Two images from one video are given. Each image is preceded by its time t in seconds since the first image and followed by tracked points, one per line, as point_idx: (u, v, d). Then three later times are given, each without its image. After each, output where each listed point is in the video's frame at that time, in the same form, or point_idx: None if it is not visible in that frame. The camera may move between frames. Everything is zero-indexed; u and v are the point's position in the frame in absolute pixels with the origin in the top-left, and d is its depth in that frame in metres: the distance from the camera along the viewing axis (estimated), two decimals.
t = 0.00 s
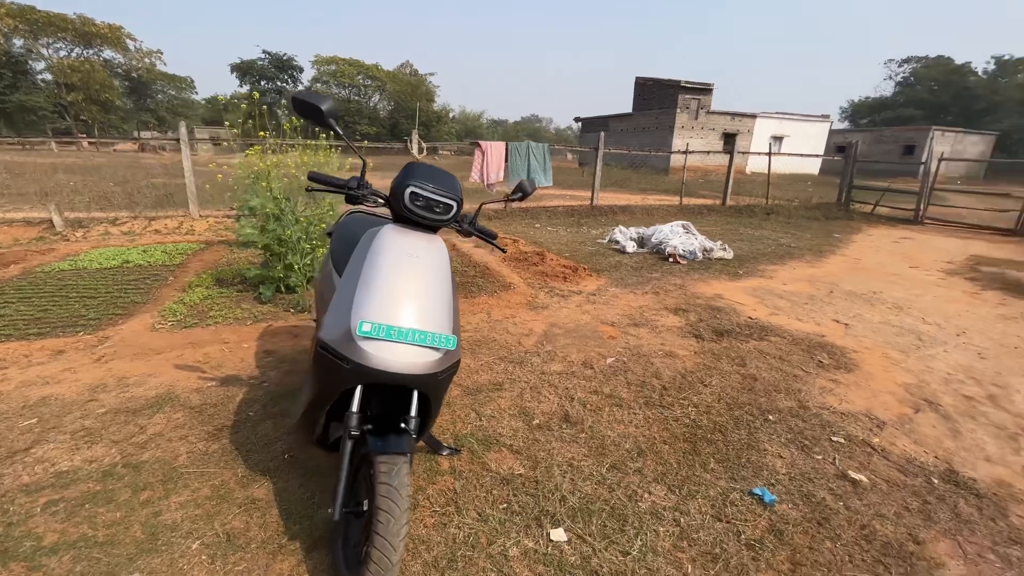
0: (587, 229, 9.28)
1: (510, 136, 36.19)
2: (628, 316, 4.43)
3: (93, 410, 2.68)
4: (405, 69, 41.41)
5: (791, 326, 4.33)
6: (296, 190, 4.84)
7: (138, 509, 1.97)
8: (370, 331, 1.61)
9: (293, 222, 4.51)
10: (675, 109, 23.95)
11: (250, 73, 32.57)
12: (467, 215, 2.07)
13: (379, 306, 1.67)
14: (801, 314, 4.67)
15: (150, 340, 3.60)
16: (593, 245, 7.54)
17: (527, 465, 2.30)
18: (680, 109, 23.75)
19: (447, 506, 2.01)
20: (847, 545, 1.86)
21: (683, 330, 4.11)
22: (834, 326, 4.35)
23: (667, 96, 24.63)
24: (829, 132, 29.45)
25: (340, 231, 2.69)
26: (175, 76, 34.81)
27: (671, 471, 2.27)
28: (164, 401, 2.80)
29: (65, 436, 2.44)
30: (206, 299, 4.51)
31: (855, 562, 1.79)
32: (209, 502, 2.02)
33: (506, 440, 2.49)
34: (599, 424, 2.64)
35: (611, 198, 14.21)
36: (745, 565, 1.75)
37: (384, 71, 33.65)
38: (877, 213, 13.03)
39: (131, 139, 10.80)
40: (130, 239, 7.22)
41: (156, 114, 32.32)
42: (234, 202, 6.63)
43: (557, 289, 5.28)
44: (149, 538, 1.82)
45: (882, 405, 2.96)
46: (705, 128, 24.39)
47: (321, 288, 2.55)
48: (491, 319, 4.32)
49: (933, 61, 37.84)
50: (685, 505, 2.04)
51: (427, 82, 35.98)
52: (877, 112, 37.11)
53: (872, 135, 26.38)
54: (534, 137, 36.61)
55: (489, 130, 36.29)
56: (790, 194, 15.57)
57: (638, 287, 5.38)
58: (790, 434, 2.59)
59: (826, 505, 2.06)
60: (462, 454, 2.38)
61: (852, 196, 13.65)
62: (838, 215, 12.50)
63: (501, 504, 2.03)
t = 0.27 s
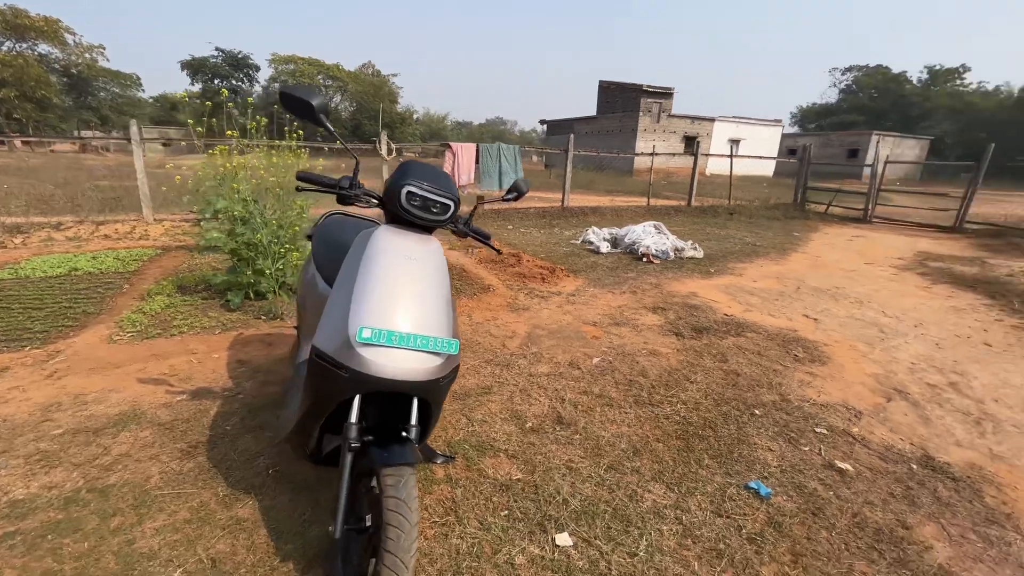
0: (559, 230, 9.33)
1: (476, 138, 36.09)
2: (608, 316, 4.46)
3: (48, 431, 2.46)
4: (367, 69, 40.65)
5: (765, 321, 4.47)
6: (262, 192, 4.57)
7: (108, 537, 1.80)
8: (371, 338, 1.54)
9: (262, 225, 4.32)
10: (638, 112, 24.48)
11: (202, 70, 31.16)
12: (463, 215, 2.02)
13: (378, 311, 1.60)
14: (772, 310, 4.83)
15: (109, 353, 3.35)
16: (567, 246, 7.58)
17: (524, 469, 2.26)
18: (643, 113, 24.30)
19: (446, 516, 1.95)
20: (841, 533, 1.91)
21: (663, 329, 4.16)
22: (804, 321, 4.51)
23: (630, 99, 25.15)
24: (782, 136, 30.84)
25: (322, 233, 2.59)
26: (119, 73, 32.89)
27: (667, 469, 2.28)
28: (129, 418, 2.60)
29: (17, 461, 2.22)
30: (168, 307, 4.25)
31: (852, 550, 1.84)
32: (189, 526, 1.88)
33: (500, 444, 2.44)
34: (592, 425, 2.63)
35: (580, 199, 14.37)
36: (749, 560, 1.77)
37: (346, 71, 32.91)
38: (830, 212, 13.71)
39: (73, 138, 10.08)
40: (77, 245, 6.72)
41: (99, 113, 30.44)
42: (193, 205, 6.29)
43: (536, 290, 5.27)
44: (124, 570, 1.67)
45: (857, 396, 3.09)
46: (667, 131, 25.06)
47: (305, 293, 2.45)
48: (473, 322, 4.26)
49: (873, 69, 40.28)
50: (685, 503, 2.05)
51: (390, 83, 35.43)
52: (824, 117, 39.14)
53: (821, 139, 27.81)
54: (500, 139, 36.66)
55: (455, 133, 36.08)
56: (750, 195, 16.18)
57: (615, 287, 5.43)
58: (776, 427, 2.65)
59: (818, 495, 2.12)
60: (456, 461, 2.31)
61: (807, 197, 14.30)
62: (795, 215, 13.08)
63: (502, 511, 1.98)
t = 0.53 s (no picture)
0: (531, 229, 9.37)
1: (440, 139, 35.78)
2: (589, 312, 4.51)
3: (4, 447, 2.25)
4: (326, 68, 39.59)
5: (739, 314, 4.62)
6: (230, 190, 4.35)
7: (87, 556, 1.66)
8: (381, 331, 1.48)
9: (231, 224, 4.11)
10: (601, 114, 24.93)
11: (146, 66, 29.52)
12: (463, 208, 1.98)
13: (385, 304, 1.54)
14: (744, 304, 5.01)
15: (66, 363, 3.11)
16: (541, 245, 7.62)
17: (525, 463, 2.24)
18: (606, 115, 24.77)
19: (452, 514, 1.90)
20: (834, 510, 2.00)
21: (644, 323, 4.24)
22: (774, 313, 4.71)
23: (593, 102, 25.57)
24: (737, 139, 32.13)
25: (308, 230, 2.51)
26: (54, 66, 30.72)
27: (664, 457, 2.31)
28: (96, 429, 2.41)
29: None
30: (128, 312, 3.99)
31: (845, 524, 1.92)
32: (177, 539, 1.76)
33: (498, 440, 2.42)
34: (587, 418, 2.64)
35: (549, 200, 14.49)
36: (752, 539, 1.82)
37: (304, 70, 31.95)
38: (785, 211, 14.38)
39: (6, 134, 9.33)
40: (15, 249, 6.21)
41: (31, 110, 28.31)
42: (149, 204, 5.93)
43: (516, 288, 5.26)
44: None
45: (831, 381, 3.24)
46: (629, 134, 25.64)
47: (291, 292, 2.37)
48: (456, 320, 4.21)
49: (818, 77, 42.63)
50: (686, 489, 2.09)
51: (350, 82, 34.65)
52: (774, 122, 41.05)
53: (772, 143, 29.15)
54: (465, 140, 36.50)
55: (418, 134, 35.67)
56: (710, 195, 16.76)
57: (592, 284, 5.50)
58: (762, 412, 2.74)
59: (808, 475, 2.20)
60: (455, 459, 2.27)
61: (764, 197, 14.94)
62: (753, 214, 13.63)
63: (507, 507, 1.95)
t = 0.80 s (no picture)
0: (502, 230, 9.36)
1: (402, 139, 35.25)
2: (570, 311, 4.55)
3: None
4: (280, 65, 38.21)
5: (713, 310, 4.79)
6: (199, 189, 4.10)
7: None
8: (399, 335, 1.44)
9: (198, 227, 3.88)
10: (564, 116, 25.24)
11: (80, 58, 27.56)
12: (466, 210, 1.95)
13: (401, 307, 1.50)
14: (715, 300, 5.20)
15: (20, 378, 2.86)
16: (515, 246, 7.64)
17: (528, 464, 2.24)
18: (568, 118, 25.10)
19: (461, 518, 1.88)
20: (824, 494, 2.10)
21: (625, 321, 4.33)
22: (745, 309, 4.91)
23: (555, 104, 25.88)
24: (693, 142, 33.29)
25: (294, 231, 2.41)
26: None
27: (662, 451, 2.37)
28: (64, 449, 2.23)
29: None
30: (84, 322, 3.72)
31: (836, 507, 2.02)
32: (171, 563, 1.65)
33: (498, 442, 2.40)
34: (584, 416, 2.67)
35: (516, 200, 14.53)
36: (754, 526, 1.89)
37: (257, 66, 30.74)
38: (741, 212, 15.01)
39: None
40: None
41: None
42: (100, 205, 5.53)
43: (495, 289, 5.25)
44: None
45: (805, 373, 3.41)
46: (591, 136, 26.09)
47: (279, 294, 2.25)
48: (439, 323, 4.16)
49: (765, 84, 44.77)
50: (686, 481, 2.15)
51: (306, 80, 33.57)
52: (727, 126, 42.80)
53: (726, 146, 30.38)
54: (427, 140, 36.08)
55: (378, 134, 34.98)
56: (671, 196, 17.28)
57: (570, 283, 5.56)
58: (747, 405, 2.86)
59: (797, 462, 2.31)
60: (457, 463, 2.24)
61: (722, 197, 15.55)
62: (713, 214, 14.15)
63: (516, 508, 1.95)
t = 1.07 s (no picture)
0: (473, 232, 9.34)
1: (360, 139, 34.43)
2: (551, 314, 4.62)
3: None
4: (226, 60, 36.42)
5: (686, 310, 4.99)
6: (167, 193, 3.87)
7: None
8: (428, 348, 1.43)
9: (165, 235, 3.66)
10: (525, 118, 25.41)
11: None
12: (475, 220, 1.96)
13: (427, 320, 1.50)
14: (687, 300, 5.40)
15: None
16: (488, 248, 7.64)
17: (533, 468, 2.28)
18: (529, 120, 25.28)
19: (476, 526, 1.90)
20: (811, 482, 2.25)
21: (605, 323, 4.44)
22: (715, 308, 5.13)
23: (516, 105, 26.03)
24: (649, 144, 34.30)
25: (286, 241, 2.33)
26: None
27: (659, 449, 2.47)
28: (39, 477, 2.08)
29: None
30: (39, 337, 3.45)
31: (823, 494, 2.18)
32: None
33: (501, 448, 2.43)
34: (581, 418, 2.73)
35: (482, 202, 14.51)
36: (754, 516, 2.01)
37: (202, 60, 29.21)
38: (699, 212, 15.61)
39: None
40: None
41: None
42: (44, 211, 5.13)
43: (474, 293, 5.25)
44: None
45: (778, 368, 3.61)
46: (552, 138, 26.42)
47: (276, 307, 2.18)
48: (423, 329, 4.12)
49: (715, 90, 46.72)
50: (685, 477, 2.25)
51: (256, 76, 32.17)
52: (680, 129, 44.36)
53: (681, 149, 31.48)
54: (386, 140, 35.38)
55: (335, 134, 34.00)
56: (633, 197, 17.75)
57: (547, 286, 5.63)
58: (731, 400, 3.01)
59: (783, 454, 2.46)
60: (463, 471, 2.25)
61: (680, 198, 16.12)
62: (673, 215, 14.64)
63: (529, 512, 1.98)
